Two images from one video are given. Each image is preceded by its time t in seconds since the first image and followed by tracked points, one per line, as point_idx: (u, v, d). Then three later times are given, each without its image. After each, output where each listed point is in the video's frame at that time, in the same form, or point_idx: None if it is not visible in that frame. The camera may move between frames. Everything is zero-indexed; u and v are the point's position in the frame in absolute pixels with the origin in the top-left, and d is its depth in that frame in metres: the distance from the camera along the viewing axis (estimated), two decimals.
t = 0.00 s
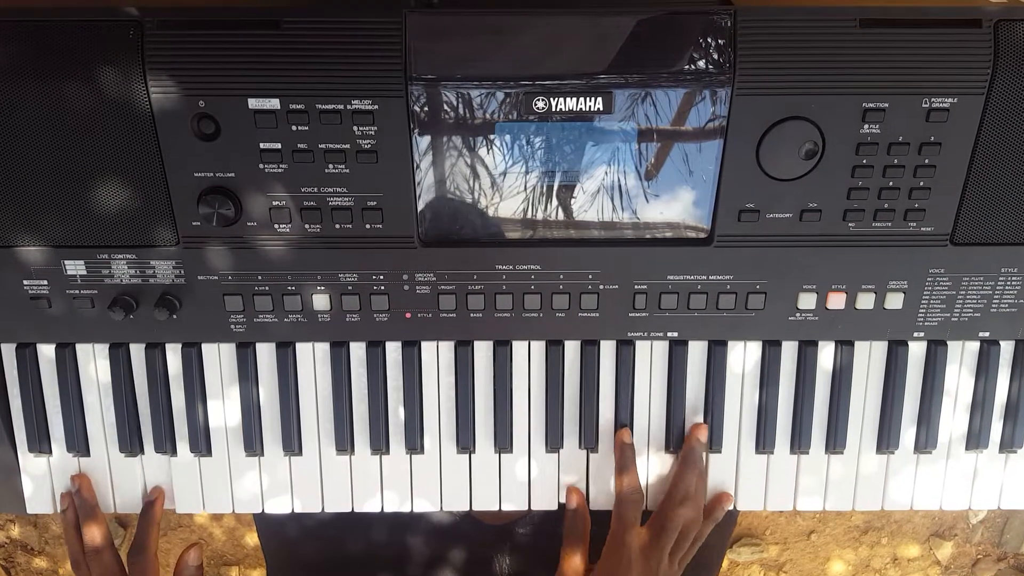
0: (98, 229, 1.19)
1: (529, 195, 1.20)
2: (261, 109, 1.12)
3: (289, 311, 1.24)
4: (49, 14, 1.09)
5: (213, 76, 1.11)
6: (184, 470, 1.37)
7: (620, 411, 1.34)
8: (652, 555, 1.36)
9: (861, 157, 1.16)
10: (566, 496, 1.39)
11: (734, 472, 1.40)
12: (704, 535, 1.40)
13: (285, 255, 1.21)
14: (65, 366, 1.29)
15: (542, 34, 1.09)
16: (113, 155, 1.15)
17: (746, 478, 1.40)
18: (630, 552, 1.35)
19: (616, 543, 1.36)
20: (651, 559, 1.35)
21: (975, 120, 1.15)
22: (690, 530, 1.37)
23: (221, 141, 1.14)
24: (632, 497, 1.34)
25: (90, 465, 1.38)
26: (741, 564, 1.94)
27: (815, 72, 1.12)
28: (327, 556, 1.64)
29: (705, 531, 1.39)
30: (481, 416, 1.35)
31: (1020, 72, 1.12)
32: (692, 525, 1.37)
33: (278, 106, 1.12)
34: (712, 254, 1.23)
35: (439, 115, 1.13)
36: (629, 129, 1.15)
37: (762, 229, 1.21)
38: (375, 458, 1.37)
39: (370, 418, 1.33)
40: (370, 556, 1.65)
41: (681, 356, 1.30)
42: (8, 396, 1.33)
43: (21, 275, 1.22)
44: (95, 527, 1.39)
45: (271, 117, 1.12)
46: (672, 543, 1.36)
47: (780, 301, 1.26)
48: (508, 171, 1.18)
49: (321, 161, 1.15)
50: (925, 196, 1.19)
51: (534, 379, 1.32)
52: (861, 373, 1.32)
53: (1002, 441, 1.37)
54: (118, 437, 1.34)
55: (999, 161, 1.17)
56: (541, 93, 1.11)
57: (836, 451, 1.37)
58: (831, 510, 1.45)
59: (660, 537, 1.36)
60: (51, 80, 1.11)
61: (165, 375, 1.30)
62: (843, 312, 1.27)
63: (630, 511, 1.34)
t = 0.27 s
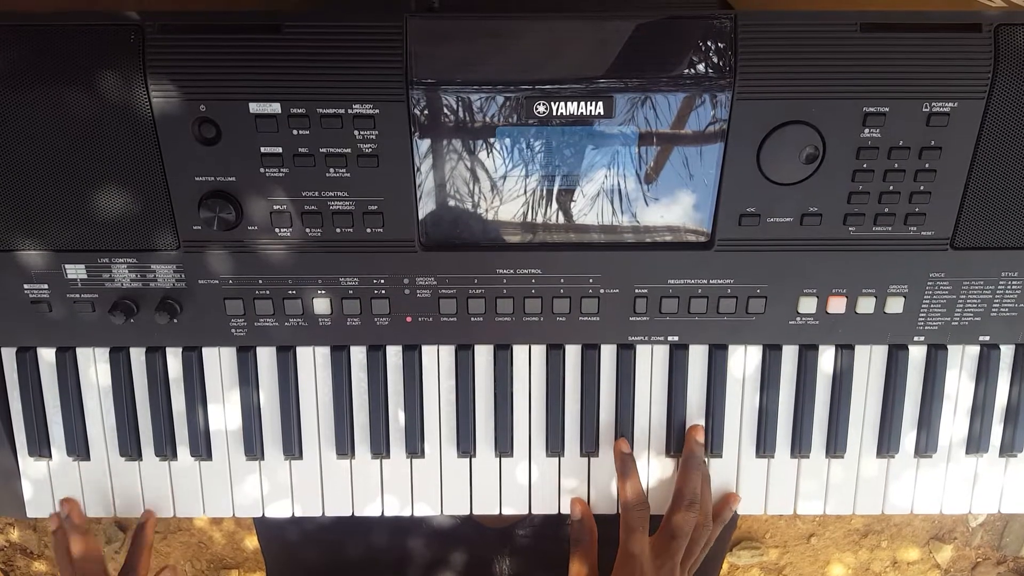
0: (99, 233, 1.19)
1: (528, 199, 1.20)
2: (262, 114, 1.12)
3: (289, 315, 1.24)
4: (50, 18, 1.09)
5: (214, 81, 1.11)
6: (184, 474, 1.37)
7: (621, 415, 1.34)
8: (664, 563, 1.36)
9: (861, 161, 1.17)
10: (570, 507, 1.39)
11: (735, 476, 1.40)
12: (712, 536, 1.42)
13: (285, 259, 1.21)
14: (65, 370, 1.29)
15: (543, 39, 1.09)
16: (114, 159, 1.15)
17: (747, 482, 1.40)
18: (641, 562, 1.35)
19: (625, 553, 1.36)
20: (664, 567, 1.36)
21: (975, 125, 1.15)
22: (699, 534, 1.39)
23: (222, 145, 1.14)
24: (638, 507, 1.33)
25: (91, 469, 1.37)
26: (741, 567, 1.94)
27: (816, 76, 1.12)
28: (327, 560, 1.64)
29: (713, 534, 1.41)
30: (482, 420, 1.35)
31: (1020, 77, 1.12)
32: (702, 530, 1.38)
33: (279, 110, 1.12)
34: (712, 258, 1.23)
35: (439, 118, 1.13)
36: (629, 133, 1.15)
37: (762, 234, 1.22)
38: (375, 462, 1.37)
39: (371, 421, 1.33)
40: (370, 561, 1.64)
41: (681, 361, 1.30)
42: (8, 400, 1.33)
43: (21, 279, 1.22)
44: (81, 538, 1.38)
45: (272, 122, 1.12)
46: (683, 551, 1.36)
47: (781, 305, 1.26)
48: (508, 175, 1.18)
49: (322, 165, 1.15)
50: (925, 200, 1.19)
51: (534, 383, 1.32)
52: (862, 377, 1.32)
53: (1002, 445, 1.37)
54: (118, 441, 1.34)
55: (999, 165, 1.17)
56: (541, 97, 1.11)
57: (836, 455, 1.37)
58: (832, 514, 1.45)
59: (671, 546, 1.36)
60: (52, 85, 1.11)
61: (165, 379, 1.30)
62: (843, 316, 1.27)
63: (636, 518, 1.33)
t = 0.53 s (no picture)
0: (99, 235, 1.19)
1: (528, 200, 1.20)
2: (262, 116, 1.12)
3: (288, 317, 1.24)
4: (50, 20, 1.09)
5: (214, 83, 1.11)
6: (183, 475, 1.37)
7: (621, 418, 1.34)
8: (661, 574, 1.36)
9: (861, 165, 1.17)
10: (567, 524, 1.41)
11: (734, 479, 1.40)
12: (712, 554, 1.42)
13: (284, 261, 1.21)
14: (65, 371, 1.29)
15: (542, 41, 1.09)
16: (114, 161, 1.15)
17: (746, 485, 1.40)
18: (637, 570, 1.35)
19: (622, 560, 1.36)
20: None
21: (974, 129, 1.15)
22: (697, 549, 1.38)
23: (221, 148, 1.14)
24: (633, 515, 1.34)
25: (90, 470, 1.37)
26: (740, 569, 1.94)
27: (816, 80, 1.12)
28: (325, 562, 1.64)
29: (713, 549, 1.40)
30: (481, 422, 1.35)
31: (1019, 81, 1.12)
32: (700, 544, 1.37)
33: (279, 113, 1.12)
34: (711, 261, 1.23)
35: (438, 119, 1.13)
36: (629, 134, 1.15)
37: (761, 237, 1.22)
38: (374, 464, 1.37)
39: (370, 423, 1.33)
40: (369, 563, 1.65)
41: (680, 363, 1.30)
42: (7, 401, 1.33)
43: (21, 281, 1.22)
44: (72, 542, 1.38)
45: (271, 125, 1.12)
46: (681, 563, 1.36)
47: (780, 308, 1.26)
48: (508, 175, 1.18)
49: (321, 168, 1.15)
50: (925, 204, 1.19)
51: (533, 386, 1.32)
52: (860, 380, 1.33)
53: (1001, 448, 1.37)
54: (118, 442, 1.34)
55: (999, 169, 1.17)
56: (541, 100, 1.12)
57: (835, 458, 1.37)
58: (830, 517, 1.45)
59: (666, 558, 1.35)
60: (52, 87, 1.11)
61: (164, 381, 1.30)
62: (843, 320, 1.27)
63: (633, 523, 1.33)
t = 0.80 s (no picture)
0: (93, 233, 1.19)
1: (526, 201, 1.21)
2: (258, 116, 1.12)
3: (283, 317, 1.24)
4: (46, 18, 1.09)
5: (210, 83, 1.11)
6: (178, 475, 1.37)
7: (615, 419, 1.35)
8: None
9: (855, 170, 1.17)
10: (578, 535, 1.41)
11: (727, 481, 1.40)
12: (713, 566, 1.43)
13: (279, 261, 1.21)
14: (59, 369, 1.29)
15: (539, 44, 1.09)
16: (109, 159, 1.15)
17: (739, 487, 1.40)
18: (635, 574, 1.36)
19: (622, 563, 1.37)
20: None
21: (967, 135, 1.15)
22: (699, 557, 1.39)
23: (217, 147, 1.14)
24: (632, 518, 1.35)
25: (83, 469, 1.37)
26: (734, 570, 1.95)
27: (810, 85, 1.13)
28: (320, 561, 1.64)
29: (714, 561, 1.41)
30: (476, 423, 1.35)
31: (1012, 88, 1.13)
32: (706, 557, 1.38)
33: (274, 112, 1.12)
34: (706, 264, 1.23)
35: (437, 119, 1.13)
36: (627, 135, 1.16)
37: (756, 241, 1.22)
38: (369, 464, 1.37)
39: (364, 424, 1.33)
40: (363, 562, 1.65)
41: (675, 366, 1.31)
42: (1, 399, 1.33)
43: (15, 278, 1.22)
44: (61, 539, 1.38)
45: (267, 124, 1.12)
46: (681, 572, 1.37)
47: (774, 311, 1.26)
48: (506, 176, 1.18)
49: (317, 168, 1.15)
50: (918, 209, 1.19)
51: (528, 387, 1.33)
52: (853, 384, 1.33)
53: (992, 452, 1.38)
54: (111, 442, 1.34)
55: (991, 175, 1.18)
56: (539, 102, 1.12)
57: (828, 461, 1.38)
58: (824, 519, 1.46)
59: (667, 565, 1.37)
60: (48, 85, 1.11)
61: (159, 380, 1.30)
62: (836, 324, 1.27)
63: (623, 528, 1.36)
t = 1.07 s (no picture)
0: (89, 227, 1.19)
1: (523, 200, 1.21)
2: (254, 111, 1.12)
3: (278, 312, 1.25)
4: (42, 11, 1.09)
5: (206, 77, 1.11)
6: (172, 469, 1.37)
7: (609, 416, 1.35)
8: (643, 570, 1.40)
9: (849, 168, 1.17)
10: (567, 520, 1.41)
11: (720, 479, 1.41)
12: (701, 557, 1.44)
13: (275, 255, 1.21)
14: (54, 362, 1.29)
15: (535, 40, 1.09)
16: (105, 153, 1.15)
17: (731, 484, 1.41)
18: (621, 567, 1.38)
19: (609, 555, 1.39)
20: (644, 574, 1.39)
21: (961, 134, 1.16)
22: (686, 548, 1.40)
23: (213, 141, 1.14)
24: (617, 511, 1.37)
25: (78, 462, 1.38)
26: (728, 568, 1.95)
27: (806, 83, 1.13)
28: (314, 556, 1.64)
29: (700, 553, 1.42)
30: (470, 418, 1.36)
31: (1007, 87, 1.13)
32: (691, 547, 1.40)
33: (270, 107, 1.12)
34: (700, 261, 1.24)
35: (435, 117, 1.13)
36: (624, 135, 1.16)
37: (750, 238, 1.23)
38: (363, 459, 1.37)
39: (359, 419, 1.34)
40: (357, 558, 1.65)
41: (668, 364, 1.31)
42: None
43: (11, 271, 1.22)
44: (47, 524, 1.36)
45: (263, 119, 1.12)
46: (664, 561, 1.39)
47: (767, 309, 1.27)
48: (504, 175, 1.19)
49: (312, 163, 1.15)
50: (912, 208, 1.20)
51: (522, 383, 1.33)
52: (846, 383, 1.34)
53: (984, 451, 1.39)
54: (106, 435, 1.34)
55: (985, 175, 1.18)
56: (535, 98, 1.12)
57: (820, 459, 1.38)
58: (816, 517, 1.46)
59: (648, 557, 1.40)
60: (44, 78, 1.11)
61: (154, 373, 1.31)
62: (829, 322, 1.28)
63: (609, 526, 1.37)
